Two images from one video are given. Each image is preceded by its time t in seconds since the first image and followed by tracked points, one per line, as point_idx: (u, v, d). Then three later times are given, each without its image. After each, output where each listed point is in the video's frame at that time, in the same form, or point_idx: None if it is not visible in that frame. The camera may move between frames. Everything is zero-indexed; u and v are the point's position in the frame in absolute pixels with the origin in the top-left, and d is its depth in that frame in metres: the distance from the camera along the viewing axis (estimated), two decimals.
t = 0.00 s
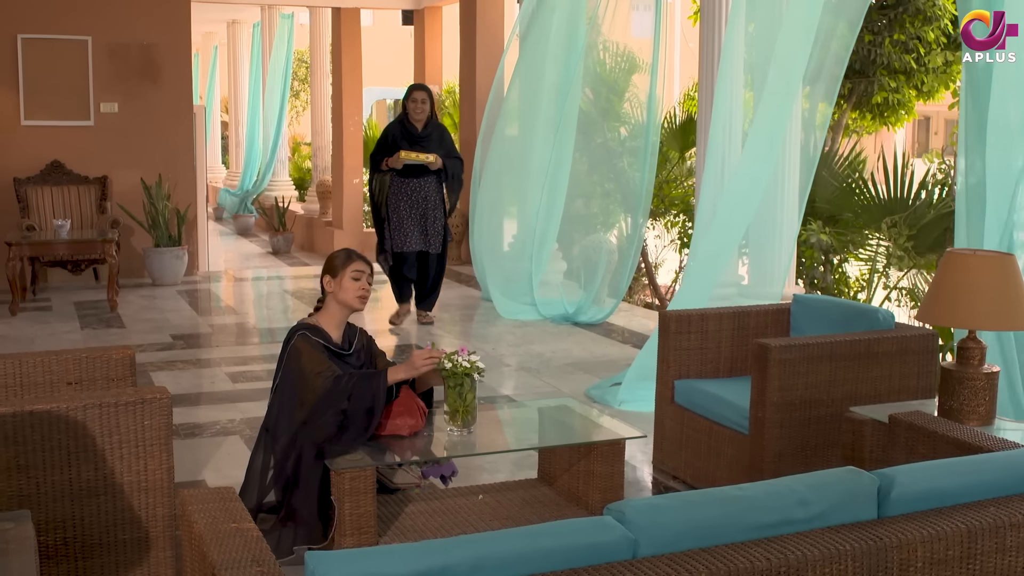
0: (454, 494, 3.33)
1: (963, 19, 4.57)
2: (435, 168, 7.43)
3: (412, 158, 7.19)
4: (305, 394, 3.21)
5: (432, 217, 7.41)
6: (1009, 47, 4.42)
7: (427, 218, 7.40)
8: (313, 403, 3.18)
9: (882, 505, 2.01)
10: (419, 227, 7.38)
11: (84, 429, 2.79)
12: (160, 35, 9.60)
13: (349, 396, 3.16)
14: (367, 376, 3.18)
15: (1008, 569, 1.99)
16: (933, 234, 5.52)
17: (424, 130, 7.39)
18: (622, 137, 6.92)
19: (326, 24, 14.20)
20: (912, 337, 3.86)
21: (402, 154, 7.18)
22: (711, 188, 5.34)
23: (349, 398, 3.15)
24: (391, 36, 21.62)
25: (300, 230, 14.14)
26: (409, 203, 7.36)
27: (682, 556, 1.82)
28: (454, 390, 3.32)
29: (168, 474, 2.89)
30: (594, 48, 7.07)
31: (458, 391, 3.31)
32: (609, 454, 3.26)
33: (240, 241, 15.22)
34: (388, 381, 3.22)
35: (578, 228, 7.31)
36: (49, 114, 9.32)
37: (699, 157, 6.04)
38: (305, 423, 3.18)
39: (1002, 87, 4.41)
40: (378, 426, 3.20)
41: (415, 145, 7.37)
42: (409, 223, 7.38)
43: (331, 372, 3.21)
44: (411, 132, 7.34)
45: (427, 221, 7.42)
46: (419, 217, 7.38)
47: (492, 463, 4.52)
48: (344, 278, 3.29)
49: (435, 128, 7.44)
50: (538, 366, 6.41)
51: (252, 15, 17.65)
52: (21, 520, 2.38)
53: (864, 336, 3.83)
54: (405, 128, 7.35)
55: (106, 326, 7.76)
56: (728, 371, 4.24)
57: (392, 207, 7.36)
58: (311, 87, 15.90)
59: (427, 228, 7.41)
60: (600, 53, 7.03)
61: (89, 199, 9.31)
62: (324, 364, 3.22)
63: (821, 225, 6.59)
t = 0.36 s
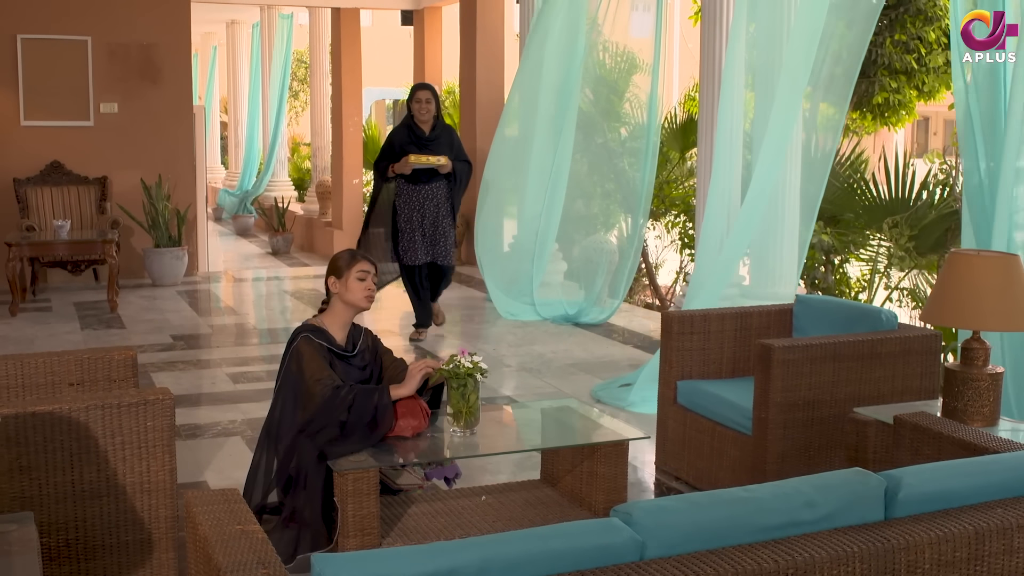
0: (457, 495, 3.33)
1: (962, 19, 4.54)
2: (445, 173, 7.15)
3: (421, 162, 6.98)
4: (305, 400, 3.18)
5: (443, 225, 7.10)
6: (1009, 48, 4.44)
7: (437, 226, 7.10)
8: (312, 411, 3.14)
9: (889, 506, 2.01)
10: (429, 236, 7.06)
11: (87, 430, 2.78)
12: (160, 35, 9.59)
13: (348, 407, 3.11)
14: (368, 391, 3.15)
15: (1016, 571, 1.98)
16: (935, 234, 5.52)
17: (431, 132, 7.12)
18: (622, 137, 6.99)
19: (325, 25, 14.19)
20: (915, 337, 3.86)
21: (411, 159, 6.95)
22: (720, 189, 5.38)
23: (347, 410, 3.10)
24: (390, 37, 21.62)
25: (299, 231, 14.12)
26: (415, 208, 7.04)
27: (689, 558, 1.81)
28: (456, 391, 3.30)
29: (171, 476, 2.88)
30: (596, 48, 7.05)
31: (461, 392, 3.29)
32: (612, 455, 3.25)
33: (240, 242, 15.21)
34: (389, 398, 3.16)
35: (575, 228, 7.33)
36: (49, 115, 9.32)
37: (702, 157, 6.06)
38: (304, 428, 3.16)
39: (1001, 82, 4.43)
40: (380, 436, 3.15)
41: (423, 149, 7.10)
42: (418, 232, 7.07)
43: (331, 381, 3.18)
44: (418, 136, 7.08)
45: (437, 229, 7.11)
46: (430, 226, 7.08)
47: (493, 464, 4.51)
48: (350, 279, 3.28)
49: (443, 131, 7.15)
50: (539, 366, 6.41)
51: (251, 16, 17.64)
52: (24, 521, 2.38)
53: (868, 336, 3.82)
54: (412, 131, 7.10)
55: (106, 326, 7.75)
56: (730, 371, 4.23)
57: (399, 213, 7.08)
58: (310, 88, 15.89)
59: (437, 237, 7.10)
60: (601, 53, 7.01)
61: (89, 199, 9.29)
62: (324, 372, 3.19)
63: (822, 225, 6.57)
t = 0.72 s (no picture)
0: (460, 495, 3.32)
1: (962, 20, 4.48)
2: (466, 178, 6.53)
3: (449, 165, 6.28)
4: (316, 392, 3.19)
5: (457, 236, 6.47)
6: (1009, 48, 4.35)
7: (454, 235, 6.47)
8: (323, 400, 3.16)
9: (896, 507, 2.00)
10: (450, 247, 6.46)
11: (89, 431, 2.77)
12: (160, 36, 9.58)
13: (357, 394, 3.12)
14: (377, 374, 3.16)
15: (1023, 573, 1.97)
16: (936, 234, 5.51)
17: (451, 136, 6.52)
18: (622, 138, 7.03)
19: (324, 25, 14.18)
20: (918, 338, 3.85)
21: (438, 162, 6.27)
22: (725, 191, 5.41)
23: (355, 396, 3.12)
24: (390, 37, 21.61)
25: (298, 231, 14.11)
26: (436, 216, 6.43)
27: (695, 560, 1.80)
28: (460, 392, 3.28)
29: (173, 477, 2.86)
30: (595, 48, 7.04)
31: (464, 394, 3.28)
32: (616, 456, 3.23)
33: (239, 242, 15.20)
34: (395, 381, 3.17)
35: (575, 228, 7.34)
36: (48, 115, 9.30)
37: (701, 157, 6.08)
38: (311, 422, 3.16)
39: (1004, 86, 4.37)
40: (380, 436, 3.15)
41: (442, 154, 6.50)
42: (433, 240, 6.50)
43: (345, 366, 3.18)
44: (437, 140, 6.48)
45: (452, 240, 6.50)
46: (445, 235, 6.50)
47: (495, 465, 4.50)
48: (358, 280, 3.26)
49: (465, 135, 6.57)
50: (540, 366, 6.40)
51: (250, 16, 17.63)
52: (26, 523, 2.37)
53: (871, 336, 3.81)
54: (431, 135, 6.50)
55: (106, 327, 7.73)
56: (733, 372, 4.23)
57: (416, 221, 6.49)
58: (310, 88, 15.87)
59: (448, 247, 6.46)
60: (601, 54, 6.99)
61: (89, 199, 9.28)
62: (336, 360, 3.19)
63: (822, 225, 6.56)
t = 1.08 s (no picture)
0: (460, 497, 3.31)
1: (962, 20, 4.47)
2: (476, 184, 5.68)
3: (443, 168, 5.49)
4: (320, 391, 3.18)
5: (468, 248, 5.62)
6: (1009, 48, 4.34)
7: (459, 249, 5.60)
8: (328, 399, 3.16)
9: (901, 509, 2.00)
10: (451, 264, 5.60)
11: (89, 433, 2.76)
12: (156, 36, 9.56)
13: (364, 392, 3.14)
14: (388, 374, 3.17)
15: None
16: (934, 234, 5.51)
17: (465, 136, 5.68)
18: (621, 138, 7.00)
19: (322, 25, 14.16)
20: (918, 338, 3.85)
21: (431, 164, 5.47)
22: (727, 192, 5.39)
23: (364, 394, 3.14)
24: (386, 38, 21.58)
25: (295, 231, 14.08)
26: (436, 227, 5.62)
27: (701, 563, 1.80)
28: (462, 394, 3.27)
29: (173, 479, 2.85)
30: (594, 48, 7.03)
31: (466, 395, 3.27)
32: (617, 456, 3.22)
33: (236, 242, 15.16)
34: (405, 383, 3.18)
35: (573, 228, 7.35)
36: (45, 115, 9.28)
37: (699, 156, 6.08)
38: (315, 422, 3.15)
39: (1000, 86, 4.36)
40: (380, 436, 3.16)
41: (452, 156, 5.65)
42: (450, 250, 5.54)
43: (350, 366, 3.19)
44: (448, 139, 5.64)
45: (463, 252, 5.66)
46: (461, 244, 5.56)
47: (495, 466, 4.49)
48: (360, 281, 3.25)
49: (479, 134, 5.73)
50: (539, 367, 6.39)
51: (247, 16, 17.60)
52: (26, 525, 2.35)
53: (871, 337, 3.81)
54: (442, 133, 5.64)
55: (103, 327, 7.71)
56: (733, 372, 4.22)
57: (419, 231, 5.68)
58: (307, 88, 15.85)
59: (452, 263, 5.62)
60: (600, 54, 6.99)
61: (86, 199, 9.26)
62: (341, 359, 3.20)
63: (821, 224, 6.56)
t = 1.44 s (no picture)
0: (460, 498, 3.30)
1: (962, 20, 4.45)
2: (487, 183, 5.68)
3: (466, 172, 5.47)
4: (320, 392, 3.17)
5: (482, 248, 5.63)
6: (1010, 48, 4.32)
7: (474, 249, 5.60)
8: (327, 401, 3.15)
9: (907, 510, 1.99)
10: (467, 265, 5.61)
11: (88, 434, 2.74)
12: (152, 35, 9.53)
13: (363, 397, 3.13)
14: (386, 377, 3.15)
15: None
16: (932, 233, 5.50)
17: (473, 134, 5.63)
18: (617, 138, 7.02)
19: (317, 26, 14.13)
20: (918, 338, 3.85)
21: (453, 170, 5.44)
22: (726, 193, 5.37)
23: (362, 400, 3.12)
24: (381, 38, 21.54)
25: (290, 231, 14.06)
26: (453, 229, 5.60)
27: (707, 565, 1.78)
28: (462, 394, 3.28)
29: (172, 480, 2.83)
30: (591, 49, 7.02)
31: (466, 395, 3.27)
32: (617, 457, 3.21)
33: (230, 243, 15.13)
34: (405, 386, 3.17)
35: (570, 228, 7.33)
36: (40, 115, 9.25)
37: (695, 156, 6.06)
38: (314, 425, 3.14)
39: (999, 86, 4.36)
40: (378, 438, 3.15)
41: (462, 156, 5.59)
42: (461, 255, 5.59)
43: (348, 369, 3.18)
44: (455, 140, 5.58)
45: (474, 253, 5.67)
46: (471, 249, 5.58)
47: (493, 467, 4.48)
48: (361, 283, 3.25)
49: (486, 131, 5.66)
50: (536, 367, 6.38)
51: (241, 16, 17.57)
52: (26, 528, 2.34)
53: (871, 337, 3.81)
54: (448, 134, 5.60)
55: (98, 328, 7.69)
56: (732, 373, 4.21)
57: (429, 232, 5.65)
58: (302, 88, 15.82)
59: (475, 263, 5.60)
60: (597, 54, 6.98)
61: (81, 200, 9.23)
62: (340, 361, 3.19)
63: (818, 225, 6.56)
